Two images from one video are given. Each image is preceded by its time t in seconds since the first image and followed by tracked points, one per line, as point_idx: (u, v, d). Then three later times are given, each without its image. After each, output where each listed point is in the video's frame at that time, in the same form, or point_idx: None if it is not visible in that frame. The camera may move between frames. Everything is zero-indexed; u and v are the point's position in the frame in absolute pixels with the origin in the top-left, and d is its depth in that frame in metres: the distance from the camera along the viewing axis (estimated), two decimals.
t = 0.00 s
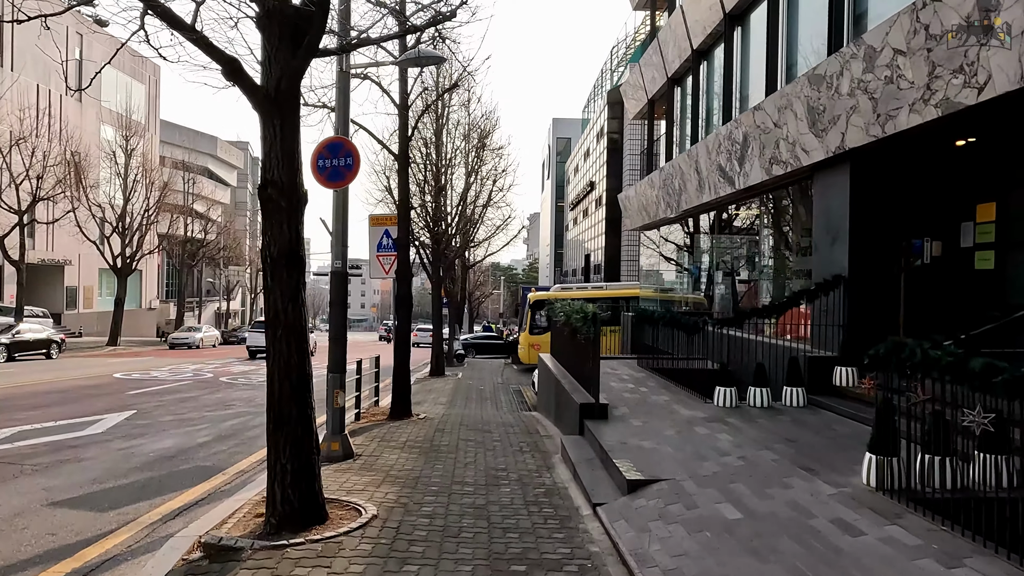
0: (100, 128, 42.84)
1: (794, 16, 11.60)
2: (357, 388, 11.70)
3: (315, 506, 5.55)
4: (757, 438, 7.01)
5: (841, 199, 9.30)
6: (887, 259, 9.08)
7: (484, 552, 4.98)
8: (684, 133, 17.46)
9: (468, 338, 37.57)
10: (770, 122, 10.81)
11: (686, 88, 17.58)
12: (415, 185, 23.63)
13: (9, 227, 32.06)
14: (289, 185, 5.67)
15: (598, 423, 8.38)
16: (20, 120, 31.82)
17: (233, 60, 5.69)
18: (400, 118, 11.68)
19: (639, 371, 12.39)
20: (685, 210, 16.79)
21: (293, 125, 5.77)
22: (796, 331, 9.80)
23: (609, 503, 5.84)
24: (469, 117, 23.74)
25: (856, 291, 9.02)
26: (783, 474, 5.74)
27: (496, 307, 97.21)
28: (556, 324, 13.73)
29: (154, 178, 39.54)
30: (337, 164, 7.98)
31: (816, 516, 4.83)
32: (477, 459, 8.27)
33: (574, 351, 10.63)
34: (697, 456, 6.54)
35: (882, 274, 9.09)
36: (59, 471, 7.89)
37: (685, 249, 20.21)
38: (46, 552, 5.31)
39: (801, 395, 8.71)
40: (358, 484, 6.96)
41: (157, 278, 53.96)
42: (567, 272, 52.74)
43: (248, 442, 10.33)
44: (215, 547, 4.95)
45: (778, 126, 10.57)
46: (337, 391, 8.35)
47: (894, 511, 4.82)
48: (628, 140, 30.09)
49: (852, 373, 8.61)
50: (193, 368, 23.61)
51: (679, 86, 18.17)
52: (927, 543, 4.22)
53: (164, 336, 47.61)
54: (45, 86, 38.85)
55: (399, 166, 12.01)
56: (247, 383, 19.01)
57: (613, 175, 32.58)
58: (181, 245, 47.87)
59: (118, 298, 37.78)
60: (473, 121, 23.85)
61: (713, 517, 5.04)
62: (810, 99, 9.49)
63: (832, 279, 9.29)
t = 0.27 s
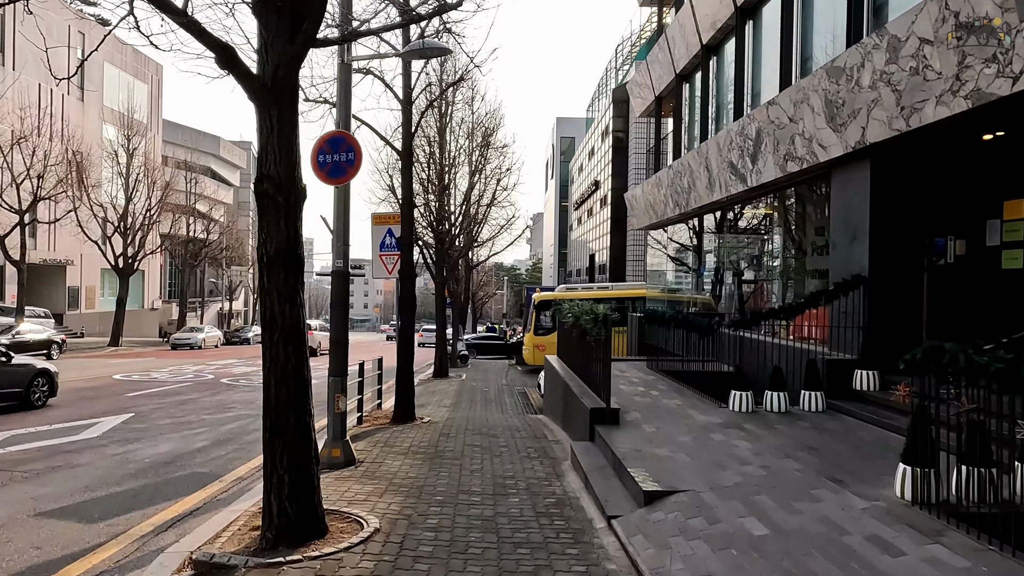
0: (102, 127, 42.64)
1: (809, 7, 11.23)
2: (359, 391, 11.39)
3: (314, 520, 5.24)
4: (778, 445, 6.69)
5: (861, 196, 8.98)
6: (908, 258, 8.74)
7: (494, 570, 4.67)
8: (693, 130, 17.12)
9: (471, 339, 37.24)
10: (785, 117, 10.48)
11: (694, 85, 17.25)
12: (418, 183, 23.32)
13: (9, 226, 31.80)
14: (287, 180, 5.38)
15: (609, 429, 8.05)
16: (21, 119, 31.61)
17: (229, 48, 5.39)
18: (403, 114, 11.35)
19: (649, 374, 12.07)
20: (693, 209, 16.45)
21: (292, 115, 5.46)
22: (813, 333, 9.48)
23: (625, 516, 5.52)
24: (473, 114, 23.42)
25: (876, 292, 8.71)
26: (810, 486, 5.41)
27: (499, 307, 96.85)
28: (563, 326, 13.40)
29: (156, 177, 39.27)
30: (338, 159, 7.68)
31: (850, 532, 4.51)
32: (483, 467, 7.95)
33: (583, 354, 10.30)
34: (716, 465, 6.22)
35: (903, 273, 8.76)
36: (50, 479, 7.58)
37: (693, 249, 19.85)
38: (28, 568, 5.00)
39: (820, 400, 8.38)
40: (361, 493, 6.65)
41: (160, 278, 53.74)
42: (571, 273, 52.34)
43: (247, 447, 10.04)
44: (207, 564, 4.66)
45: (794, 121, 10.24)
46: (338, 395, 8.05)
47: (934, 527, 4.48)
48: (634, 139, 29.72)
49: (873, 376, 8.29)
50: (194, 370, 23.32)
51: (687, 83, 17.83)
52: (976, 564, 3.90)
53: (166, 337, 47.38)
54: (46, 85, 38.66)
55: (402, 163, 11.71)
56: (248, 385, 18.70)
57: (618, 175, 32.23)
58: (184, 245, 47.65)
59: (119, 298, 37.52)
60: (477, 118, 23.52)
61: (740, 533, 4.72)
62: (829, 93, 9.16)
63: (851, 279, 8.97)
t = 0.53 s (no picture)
0: (104, 126, 42.45)
1: None
2: (362, 391, 11.07)
3: (312, 527, 4.90)
4: (803, 447, 6.34)
5: (884, 188, 8.62)
6: (933, 252, 8.39)
7: None
8: (703, 124, 16.76)
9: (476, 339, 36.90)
10: (802, 107, 10.13)
11: (704, 78, 16.90)
12: (422, 181, 23.00)
13: (10, 225, 31.55)
14: (285, 165, 5.05)
15: (623, 430, 7.70)
16: (23, 117, 31.40)
17: (221, 23, 5.05)
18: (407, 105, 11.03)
19: (659, 373, 11.72)
20: (703, 205, 16.06)
21: (289, 96, 5.13)
22: (833, 330, 9.13)
23: (643, 522, 5.18)
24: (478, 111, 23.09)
25: (899, 287, 8.37)
26: (842, 491, 5.07)
27: (502, 308, 96.48)
28: (571, 324, 13.04)
29: (158, 176, 39.01)
30: (340, 148, 7.35)
31: (892, 541, 4.17)
32: (491, 469, 7.61)
33: (593, 352, 9.95)
34: (738, 468, 5.88)
35: (927, 268, 8.41)
36: (39, 482, 7.27)
37: (702, 246, 19.46)
38: None
39: (843, 399, 8.04)
40: (362, 498, 6.31)
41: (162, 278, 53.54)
42: (575, 272, 51.96)
43: (247, 449, 9.72)
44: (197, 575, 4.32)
45: (812, 110, 9.88)
46: (340, 395, 7.71)
47: (983, 536, 4.13)
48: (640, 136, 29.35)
49: (898, 375, 7.95)
50: (194, 370, 23.00)
51: (696, 77, 17.48)
52: None
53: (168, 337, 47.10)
54: (49, 84, 38.49)
55: (406, 156, 11.39)
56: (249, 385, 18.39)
57: (624, 173, 31.87)
58: (186, 245, 47.43)
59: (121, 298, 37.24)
60: (482, 115, 23.19)
61: (770, 541, 4.38)
62: (850, 80, 8.81)
63: (874, 274, 8.63)
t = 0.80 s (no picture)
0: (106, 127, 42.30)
1: None
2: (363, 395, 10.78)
3: (308, 546, 4.59)
4: (825, 458, 6.01)
5: (905, 186, 8.30)
6: (956, 253, 8.06)
7: None
8: (711, 122, 16.41)
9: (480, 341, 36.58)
10: (818, 102, 9.81)
11: (712, 75, 16.55)
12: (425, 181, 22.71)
13: (11, 227, 31.33)
14: (278, 160, 4.76)
15: (634, 438, 7.37)
16: (24, 117, 31.23)
17: (211, 8, 4.67)
18: (410, 101, 10.72)
19: (669, 377, 11.39)
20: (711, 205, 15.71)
21: (283, 87, 4.83)
22: (851, 334, 8.80)
23: (659, 540, 4.87)
24: (482, 110, 22.77)
25: (921, 290, 8.05)
26: (871, 508, 4.74)
27: (506, 309, 96.11)
28: (577, 327, 12.73)
29: (159, 177, 38.77)
30: (339, 144, 7.04)
31: (932, 565, 3.84)
32: (497, 479, 7.30)
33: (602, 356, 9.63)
34: (758, 481, 5.56)
35: (950, 269, 8.08)
36: (28, 492, 6.99)
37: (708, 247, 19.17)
38: None
39: (863, 407, 7.71)
40: (362, 511, 6.01)
41: (165, 279, 53.38)
42: (580, 274, 51.55)
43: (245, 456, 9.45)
44: None
45: (828, 106, 9.56)
46: (340, 400, 7.43)
47: None
48: (646, 136, 29.00)
49: (921, 381, 7.62)
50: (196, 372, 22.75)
51: (705, 74, 17.14)
52: None
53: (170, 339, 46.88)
54: (50, 84, 38.33)
55: (408, 154, 11.09)
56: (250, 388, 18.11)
57: (629, 173, 31.49)
58: (189, 246, 47.23)
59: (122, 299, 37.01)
60: (486, 114, 22.88)
61: (798, 564, 4.06)
62: (869, 74, 8.48)
63: (894, 275, 8.31)
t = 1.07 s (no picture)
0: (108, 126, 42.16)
1: None
2: (364, 396, 10.50)
3: (301, 557, 4.28)
4: (850, 462, 5.69)
5: (927, 177, 7.99)
6: (979, 247, 7.74)
7: None
8: (720, 117, 16.08)
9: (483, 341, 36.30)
10: (834, 93, 9.49)
11: (721, 70, 16.24)
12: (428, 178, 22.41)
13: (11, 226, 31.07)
14: (269, 143, 4.47)
15: (646, 441, 7.05)
16: (25, 116, 31.07)
17: None
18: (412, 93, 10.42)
19: (678, 377, 11.07)
20: (719, 202, 15.37)
21: (275, 65, 4.53)
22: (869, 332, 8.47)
23: (677, 550, 4.56)
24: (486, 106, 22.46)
25: (942, 286, 7.73)
26: (905, 515, 4.42)
27: (509, 310, 95.81)
28: (582, 325, 12.41)
29: (161, 176, 38.53)
30: (336, 132, 6.75)
31: None
32: (502, 483, 7.00)
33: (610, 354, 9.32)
34: (780, 486, 5.24)
35: (973, 264, 7.76)
36: (14, 496, 6.71)
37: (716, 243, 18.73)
38: None
39: (884, 407, 7.39)
40: (360, 517, 5.70)
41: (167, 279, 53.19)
42: (584, 274, 51.21)
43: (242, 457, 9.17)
44: None
45: (844, 96, 9.24)
46: (339, 401, 7.14)
47: None
48: (651, 134, 28.68)
49: (944, 381, 7.29)
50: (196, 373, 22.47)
51: (713, 68, 16.81)
52: None
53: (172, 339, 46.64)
54: (51, 83, 38.13)
55: (410, 148, 10.80)
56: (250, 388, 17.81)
57: (635, 172, 31.17)
58: (191, 246, 47.04)
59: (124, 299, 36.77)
60: (489, 110, 22.58)
61: None
62: (888, 62, 8.17)
63: (915, 270, 7.99)
